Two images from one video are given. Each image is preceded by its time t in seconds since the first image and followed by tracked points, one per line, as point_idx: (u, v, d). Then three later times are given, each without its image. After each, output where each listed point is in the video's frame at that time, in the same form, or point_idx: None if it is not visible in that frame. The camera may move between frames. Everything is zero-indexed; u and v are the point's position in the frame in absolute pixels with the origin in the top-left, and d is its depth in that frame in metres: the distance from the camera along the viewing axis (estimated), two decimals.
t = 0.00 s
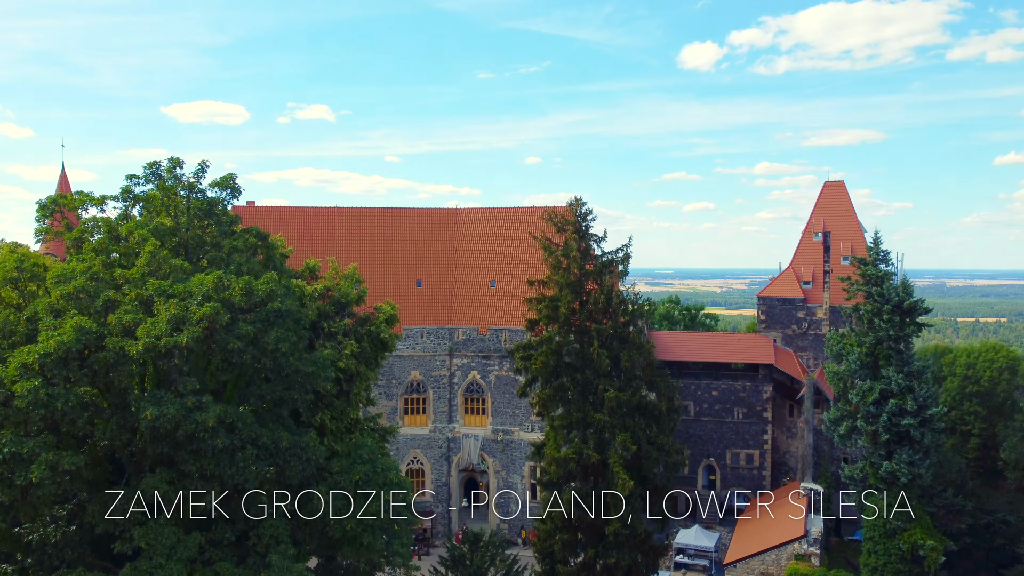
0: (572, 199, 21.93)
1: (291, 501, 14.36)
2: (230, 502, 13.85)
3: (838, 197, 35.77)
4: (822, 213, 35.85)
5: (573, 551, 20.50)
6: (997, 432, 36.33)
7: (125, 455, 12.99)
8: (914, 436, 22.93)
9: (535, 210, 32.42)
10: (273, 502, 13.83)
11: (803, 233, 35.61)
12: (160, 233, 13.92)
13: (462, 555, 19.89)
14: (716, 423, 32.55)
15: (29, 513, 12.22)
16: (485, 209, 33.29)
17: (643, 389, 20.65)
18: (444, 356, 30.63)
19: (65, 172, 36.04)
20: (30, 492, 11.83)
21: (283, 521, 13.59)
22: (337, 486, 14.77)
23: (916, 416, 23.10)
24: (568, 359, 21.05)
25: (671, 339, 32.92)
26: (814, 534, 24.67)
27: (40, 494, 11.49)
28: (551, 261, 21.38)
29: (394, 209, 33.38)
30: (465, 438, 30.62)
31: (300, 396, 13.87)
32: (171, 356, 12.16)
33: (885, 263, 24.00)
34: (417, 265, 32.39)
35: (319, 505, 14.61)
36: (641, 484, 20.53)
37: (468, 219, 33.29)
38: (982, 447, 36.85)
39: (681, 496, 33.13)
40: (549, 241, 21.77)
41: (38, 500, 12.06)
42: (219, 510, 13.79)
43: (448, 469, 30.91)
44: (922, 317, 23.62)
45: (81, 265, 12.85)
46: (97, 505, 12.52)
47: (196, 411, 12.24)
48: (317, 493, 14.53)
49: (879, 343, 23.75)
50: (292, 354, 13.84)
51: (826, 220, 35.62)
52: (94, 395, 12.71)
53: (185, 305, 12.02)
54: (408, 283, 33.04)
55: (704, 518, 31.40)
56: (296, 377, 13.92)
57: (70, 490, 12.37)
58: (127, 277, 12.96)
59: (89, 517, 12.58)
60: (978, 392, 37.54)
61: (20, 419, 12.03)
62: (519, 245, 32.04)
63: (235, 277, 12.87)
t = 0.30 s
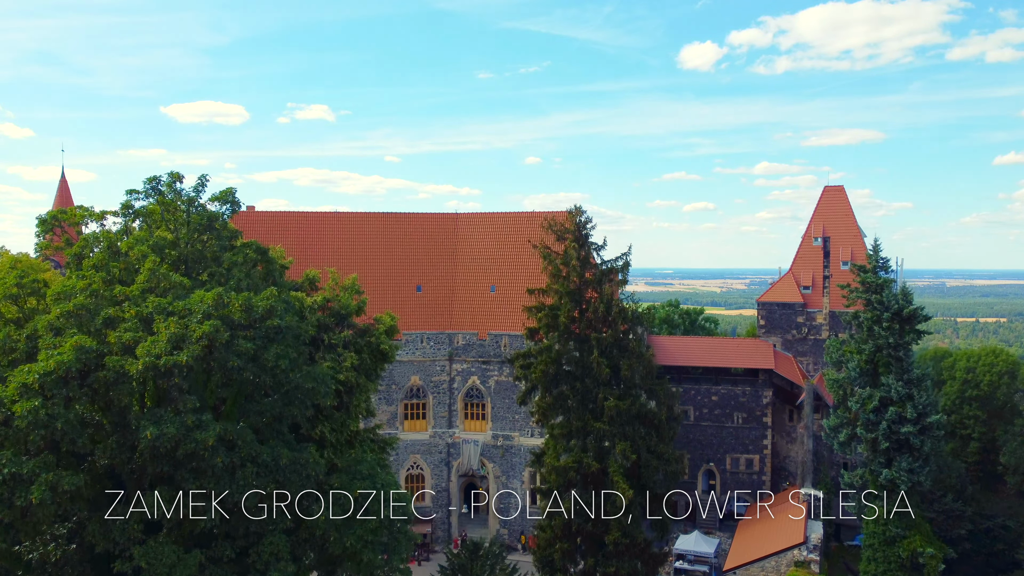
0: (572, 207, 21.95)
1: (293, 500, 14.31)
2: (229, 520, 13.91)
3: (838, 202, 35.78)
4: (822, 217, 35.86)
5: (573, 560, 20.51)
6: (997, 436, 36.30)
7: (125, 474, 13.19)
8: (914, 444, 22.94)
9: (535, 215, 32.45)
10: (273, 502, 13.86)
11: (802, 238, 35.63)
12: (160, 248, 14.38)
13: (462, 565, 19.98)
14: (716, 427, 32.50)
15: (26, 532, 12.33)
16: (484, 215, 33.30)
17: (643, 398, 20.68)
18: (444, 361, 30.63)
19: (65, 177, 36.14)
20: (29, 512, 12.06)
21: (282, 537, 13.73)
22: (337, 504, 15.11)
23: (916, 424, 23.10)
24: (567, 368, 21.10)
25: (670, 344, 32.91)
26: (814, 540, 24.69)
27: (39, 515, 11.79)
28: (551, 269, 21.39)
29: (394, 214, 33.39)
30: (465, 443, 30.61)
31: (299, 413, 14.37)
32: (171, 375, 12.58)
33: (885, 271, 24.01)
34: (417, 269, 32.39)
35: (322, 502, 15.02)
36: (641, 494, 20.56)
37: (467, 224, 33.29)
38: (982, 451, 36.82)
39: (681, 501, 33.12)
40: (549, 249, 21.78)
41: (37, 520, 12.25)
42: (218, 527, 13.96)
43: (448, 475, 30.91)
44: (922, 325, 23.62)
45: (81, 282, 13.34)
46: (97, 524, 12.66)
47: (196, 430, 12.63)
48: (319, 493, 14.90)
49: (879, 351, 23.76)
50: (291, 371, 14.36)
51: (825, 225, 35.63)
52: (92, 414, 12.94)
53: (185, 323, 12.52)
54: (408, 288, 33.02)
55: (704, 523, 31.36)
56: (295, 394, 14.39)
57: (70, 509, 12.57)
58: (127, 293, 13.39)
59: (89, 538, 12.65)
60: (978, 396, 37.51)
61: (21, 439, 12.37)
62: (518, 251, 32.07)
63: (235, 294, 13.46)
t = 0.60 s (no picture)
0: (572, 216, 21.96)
1: (292, 501, 14.26)
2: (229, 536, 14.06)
3: (838, 207, 35.78)
4: (822, 222, 35.86)
5: (573, 569, 20.55)
6: (997, 440, 36.31)
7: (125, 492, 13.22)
8: (914, 452, 22.97)
9: (534, 220, 32.45)
10: (272, 502, 13.79)
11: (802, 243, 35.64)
12: (159, 266, 14.68)
13: None
14: (716, 432, 32.46)
15: (25, 550, 12.38)
16: (484, 220, 33.29)
17: (642, 406, 20.71)
18: (444, 366, 30.62)
19: (64, 182, 36.14)
20: (30, 531, 12.24)
21: (282, 552, 13.93)
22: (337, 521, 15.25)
23: (916, 432, 23.11)
24: (566, 377, 21.15)
25: (671, 348, 32.90)
26: (814, 547, 24.70)
27: (40, 534, 11.99)
28: (551, 278, 21.41)
29: (394, 219, 33.40)
30: (465, 449, 30.58)
31: (299, 428, 14.66)
32: (171, 394, 12.75)
33: (885, 278, 24.03)
34: (417, 274, 32.37)
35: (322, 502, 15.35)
36: (641, 502, 20.54)
37: (467, 229, 33.28)
38: (982, 455, 36.83)
39: (681, 506, 33.10)
40: (549, 258, 21.79)
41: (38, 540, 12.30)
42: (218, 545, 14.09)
43: (448, 480, 30.90)
44: (921, 332, 23.64)
45: (81, 300, 13.55)
46: (99, 542, 12.76)
47: (196, 449, 12.77)
48: (318, 493, 14.97)
49: (879, 358, 23.77)
50: (291, 388, 14.54)
51: (825, 230, 35.64)
52: (93, 431, 13.03)
53: (185, 341, 12.63)
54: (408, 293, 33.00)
55: (704, 529, 31.28)
56: (295, 411, 14.60)
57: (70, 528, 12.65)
58: (128, 311, 13.52)
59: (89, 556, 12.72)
60: (978, 400, 37.52)
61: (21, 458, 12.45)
62: (518, 256, 32.06)
63: (236, 310, 13.57)
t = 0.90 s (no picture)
0: (572, 224, 21.99)
1: (292, 500, 14.40)
2: (229, 554, 14.17)
3: (837, 212, 35.80)
4: (822, 227, 35.88)
5: None
6: (996, 444, 36.31)
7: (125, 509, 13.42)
8: (914, 459, 22.98)
9: (534, 226, 32.50)
10: (272, 500, 13.99)
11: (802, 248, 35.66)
12: (160, 281, 14.89)
13: None
14: (716, 437, 32.44)
15: (26, 569, 12.55)
16: (483, 225, 33.33)
17: (643, 415, 20.69)
18: (444, 371, 30.66)
19: (64, 187, 36.20)
20: (31, 551, 12.40)
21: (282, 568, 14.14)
22: (337, 536, 15.35)
23: (916, 439, 23.13)
24: (566, 385, 21.17)
25: (670, 353, 32.91)
26: (814, 553, 24.73)
27: (42, 554, 12.20)
28: (551, 286, 21.45)
29: (393, 224, 33.44)
30: (465, 454, 30.56)
31: (299, 444, 14.84)
32: (171, 413, 12.83)
33: (885, 285, 24.03)
34: (417, 280, 32.37)
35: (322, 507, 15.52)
36: (641, 510, 20.58)
37: (467, 233, 33.32)
38: (981, 459, 36.83)
39: (681, 511, 33.08)
40: (549, 266, 21.83)
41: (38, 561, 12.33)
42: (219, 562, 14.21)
43: (448, 485, 30.89)
44: (921, 340, 23.67)
45: (82, 316, 13.67)
46: (100, 560, 12.95)
47: (197, 468, 12.83)
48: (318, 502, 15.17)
49: (878, 366, 23.79)
50: (291, 405, 14.71)
51: (825, 234, 35.66)
52: (94, 449, 13.20)
53: (186, 359, 12.70)
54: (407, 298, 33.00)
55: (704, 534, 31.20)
56: (296, 427, 14.80)
57: (70, 548, 12.70)
58: (129, 328, 13.70)
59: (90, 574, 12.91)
60: (978, 404, 37.52)
61: (22, 479, 12.52)
62: (517, 261, 32.07)
63: (236, 327, 13.61)
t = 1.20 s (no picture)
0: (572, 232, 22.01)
1: (292, 500, 14.63)
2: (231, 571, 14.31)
3: (838, 216, 35.80)
4: (822, 232, 35.86)
5: None
6: (996, 449, 36.31)
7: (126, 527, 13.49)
8: (914, 466, 23.01)
9: (534, 231, 32.51)
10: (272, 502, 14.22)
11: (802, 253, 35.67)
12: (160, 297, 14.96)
13: None
14: (716, 442, 32.44)
15: None
16: (484, 230, 33.34)
17: (643, 424, 20.66)
18: (444, 377, 30.56)
19: (64, 191, 36.22)
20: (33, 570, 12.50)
21: None
22: (338, 550, 15.49)
23: (916, 447, 23.15)
24: (566, 394, 21.18)
25: (670, 358, 32.94)
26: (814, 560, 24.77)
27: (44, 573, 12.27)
28: (551, 295, 21.47)
29: (393, 229, 33.46)
30: (465, 459, 30.57)
31: (301, 460, 14.97)
32: (173, 431, 12.91)
33: (885, 292, 24.03)
34: (416, 285, 32.37)
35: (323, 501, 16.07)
36: (641, 519, 20.60)
37: (467, 238, 33.33)
38: (981, 464, 36.83)
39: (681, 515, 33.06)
40: (549, 274, 21.84)
41: None
42: None
43: (448, 490, 30.90)
44: (921, 347, 23.69)
45: (82, 332, 13.74)
46: None
47: (198, 486, 12.89)
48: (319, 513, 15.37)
49: (879, 373, 23.80)
50: (292, 421, 14.81)
51: (825, 239, 35.65)
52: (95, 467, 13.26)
53: (187, 377, 12.76)
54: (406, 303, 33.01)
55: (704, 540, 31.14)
56: (298, 443, 14.89)
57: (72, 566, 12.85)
58: (130, 345, 13.76)
59: None
60: (978, 408, 37.51)
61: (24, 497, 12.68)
62: (518, 266, 32.07)
63: (237, 344, 13.69)
